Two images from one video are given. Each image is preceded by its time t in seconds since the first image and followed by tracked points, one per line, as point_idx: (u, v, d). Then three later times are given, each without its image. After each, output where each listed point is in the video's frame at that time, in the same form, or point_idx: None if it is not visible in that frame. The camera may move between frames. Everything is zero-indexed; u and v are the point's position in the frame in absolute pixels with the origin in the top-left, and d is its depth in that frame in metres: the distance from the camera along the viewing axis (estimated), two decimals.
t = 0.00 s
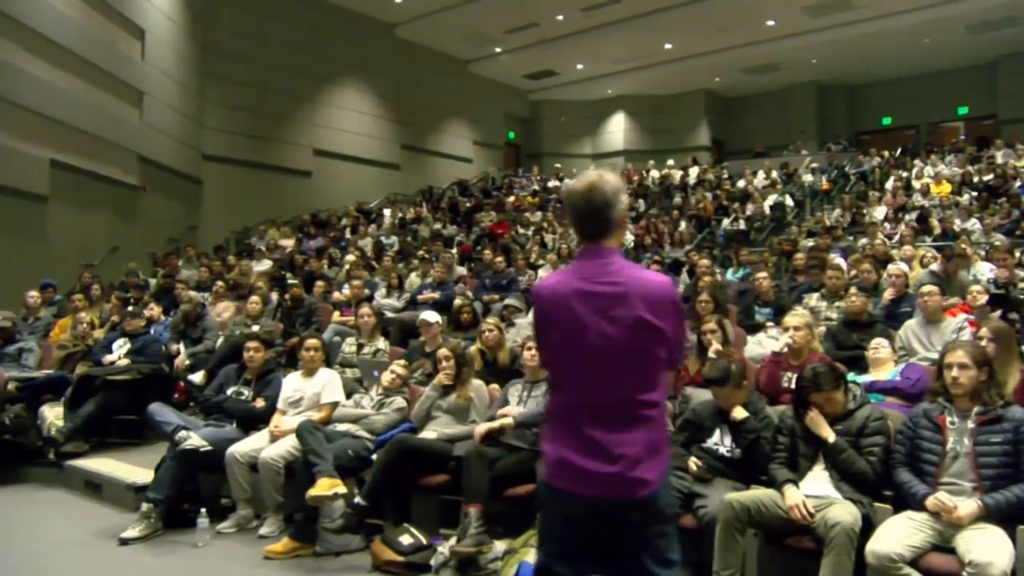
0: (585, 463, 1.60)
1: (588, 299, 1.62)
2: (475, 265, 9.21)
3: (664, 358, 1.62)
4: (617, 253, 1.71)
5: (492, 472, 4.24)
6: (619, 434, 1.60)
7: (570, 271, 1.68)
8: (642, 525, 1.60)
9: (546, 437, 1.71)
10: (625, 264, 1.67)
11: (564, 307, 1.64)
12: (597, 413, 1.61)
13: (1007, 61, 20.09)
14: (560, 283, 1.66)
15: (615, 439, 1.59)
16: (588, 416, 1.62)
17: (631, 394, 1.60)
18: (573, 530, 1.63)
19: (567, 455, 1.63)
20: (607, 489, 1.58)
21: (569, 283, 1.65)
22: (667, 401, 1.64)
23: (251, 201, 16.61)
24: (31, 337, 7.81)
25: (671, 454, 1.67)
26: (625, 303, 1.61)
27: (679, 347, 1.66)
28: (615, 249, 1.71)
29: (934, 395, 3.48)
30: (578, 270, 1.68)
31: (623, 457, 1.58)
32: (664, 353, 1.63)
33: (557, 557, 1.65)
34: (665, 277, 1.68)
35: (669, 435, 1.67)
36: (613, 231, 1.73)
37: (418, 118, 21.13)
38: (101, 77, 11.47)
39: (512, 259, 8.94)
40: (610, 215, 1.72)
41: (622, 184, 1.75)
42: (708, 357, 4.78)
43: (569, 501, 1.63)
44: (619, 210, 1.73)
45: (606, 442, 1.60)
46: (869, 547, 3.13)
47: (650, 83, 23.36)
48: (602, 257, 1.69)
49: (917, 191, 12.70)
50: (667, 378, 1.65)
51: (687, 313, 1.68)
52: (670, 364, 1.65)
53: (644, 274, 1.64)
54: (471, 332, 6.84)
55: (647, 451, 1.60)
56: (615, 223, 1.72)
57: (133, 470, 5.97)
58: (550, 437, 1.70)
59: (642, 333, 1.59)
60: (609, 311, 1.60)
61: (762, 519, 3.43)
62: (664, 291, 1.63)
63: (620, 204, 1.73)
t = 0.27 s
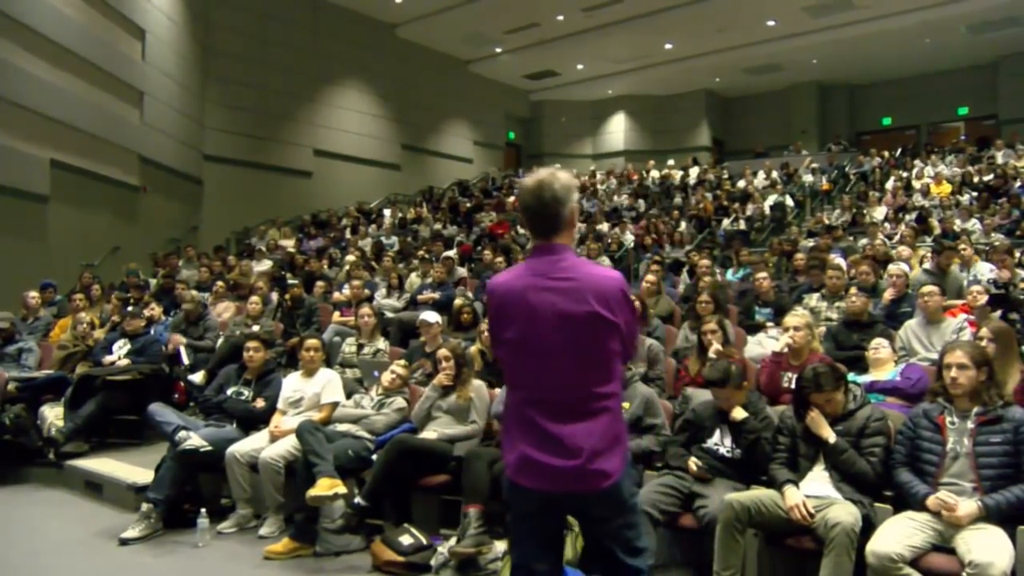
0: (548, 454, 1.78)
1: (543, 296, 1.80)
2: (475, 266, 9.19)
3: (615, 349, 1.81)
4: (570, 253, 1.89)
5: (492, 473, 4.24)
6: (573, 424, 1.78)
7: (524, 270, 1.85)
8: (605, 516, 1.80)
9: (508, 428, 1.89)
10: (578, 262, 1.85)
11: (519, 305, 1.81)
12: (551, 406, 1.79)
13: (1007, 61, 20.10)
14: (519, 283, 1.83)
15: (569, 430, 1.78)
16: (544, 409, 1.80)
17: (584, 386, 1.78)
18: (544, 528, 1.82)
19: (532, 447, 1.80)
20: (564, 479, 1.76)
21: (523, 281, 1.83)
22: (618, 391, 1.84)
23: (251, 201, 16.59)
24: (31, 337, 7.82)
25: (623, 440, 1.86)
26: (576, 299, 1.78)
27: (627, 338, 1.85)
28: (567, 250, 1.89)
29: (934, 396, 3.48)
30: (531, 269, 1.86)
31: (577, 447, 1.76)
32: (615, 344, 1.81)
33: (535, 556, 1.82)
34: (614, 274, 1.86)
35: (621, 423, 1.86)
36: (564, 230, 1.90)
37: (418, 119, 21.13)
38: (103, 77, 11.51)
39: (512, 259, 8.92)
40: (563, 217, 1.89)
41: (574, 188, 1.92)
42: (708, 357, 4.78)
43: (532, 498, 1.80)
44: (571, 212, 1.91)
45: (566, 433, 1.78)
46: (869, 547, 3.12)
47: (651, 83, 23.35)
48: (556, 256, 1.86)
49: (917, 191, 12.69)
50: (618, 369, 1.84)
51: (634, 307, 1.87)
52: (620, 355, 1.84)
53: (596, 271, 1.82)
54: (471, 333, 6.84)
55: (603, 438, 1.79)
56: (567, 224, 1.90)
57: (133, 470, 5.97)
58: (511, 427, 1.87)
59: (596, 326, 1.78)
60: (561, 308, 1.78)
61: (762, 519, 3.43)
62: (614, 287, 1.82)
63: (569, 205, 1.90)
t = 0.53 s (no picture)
0: (540, 454, 1.79)
1: (530, 297, 1.81)
2: (475, 266, 9.20)
3: (597, 345, 1.87)
4: (545, 253, 1.91)
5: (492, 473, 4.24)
6: (564, 421, 1.81)
7: (504, 273, 1.86)
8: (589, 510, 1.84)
9: (490, 432, 1.89)
10: (558, 261, 1.88)
11: (507, 307, 1.81)
12: (541, 406, 1.80)
13: (1005, 62, 20.13)
14: (503, 285, 1.83)
15: (559, 428, 1.80)
16: (534, 409, 1.81)
17: (573, 384, 1.82)
18: (532, 527, 1.82)
19: (521, 449, 1.80)
20: (558, 475, 1.79)
21: (507, 284, 1.83)
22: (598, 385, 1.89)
23: (250, 202, 16.59)
24: (30, 338, 7.83)
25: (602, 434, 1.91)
26: (563, 299, 1.81)
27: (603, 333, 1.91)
28: (543, 249, 1.91)
29: (933, 396, 3.49)
30: (511, 272, 1.86)
31: (569, 442, 1.80)
32: (597, 340, 1.87)
33: (524, 557, 1.81)
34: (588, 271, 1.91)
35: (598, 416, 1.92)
36: (537, 231, 1.93)
37: (417, 119, 21.14)
38: (103, 78, 11.52)
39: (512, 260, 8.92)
40: (538, 217, 1.92)
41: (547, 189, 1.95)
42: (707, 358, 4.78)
43: (521, 499, 1.80)
44: (545, 212, 1.94)
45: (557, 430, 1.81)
46: (869, 547, 3.12)
47: (650, 84, 23.37)
48: (535, 257, 1.88)
49: (916, 191, 12.71)
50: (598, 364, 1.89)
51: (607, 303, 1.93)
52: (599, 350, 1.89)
53: (577, 270, 1.87)
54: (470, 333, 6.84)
55: (590, 432, 1.83)
56: (542, 224, 1.93)
57: (132, 470, 5.97)
58: (495, 430, 1.86)
59: (582, 323, 1.82)
60: (549, 309, 1.80)
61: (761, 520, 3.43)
62: (594, 284, 1.87)
63: (543, 206, 1.93)
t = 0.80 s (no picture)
0: (539, 454, 1.80)
1: (529, 298, 1.81)
2: (475, 265, 9.20)
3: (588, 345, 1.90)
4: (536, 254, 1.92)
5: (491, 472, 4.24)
6: (560, 420, 1.83)
7: (500, 274, 1.85)
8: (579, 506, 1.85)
9: (481, 433, 1.87)
10: (551, 262, 1.89)
11: (506, 309, 1.80)
12: (539, 406, 1.81)
13: (1004, 62, 20.14)
14: (500, 286, 1.82)
15: (556, 428, 1.82)
16: (530, 409, 1.81)
17: (569, 382, 1.84)
18: (527, 525, 1.81)
19: (518, 449, 1.80)
20: (555, 474, 1.80)
21: (505, 285, 1.83)
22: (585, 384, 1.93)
23: (249, 201, 16.58)
24: (30, 337, 7.83)
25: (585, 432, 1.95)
26: (560, 299, 1.84)
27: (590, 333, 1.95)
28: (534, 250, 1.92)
29: (933, 396, 3.49)
30: (506, 273, 1.86)
31: (566, 441, 1.82)
32: (588, 340, 1.90)
33: (520, 556, 1.80)
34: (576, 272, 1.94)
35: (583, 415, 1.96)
36: (526, 232, 1.93)
37: (417, 118, 21.14)
38: (102, 78, 11.53)
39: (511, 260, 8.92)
40: (529, 218, 1.93)
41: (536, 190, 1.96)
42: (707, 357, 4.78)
43: (520, 498, 1.79)
44: (536, 213, 1.94)
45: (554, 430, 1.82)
46: (868, 547, 3.12)
47: (649, 84, 23.38)
48: (528, 259, 1.89)
49: (916, 191, 12.71)
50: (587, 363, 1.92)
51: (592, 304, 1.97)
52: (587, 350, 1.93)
53: (570, 271, 1.89)
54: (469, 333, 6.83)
55: (582, 430, 1.87)
56: (532, 225, 1.94)
57: (131, 469, 5.97)
58: (487, 433, 1.85)
59: (577, 324, 1.85)
60: (548, 309, 1.81)
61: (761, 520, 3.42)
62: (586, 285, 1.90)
63: (533, 208, 1.93)
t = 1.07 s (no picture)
0: (538, 451, 1.81)
1: (532, 297, 1.82)
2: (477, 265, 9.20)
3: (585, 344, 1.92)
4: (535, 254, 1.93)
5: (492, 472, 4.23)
6: (559, 418, 1.84)
7: (502, 272, 1.85)
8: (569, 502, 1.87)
9: (478, 431, 1.86)
10: (549, 262, 1.90)
11: (509, 307, 1.80)
12: (540, 404, 1.82)
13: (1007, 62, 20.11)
14: (503, 284, 1.82)
15: (556, 426, 1.83)
16: (531, 408, 1.82)
17: (567, 381, 1.86)
18: (524, 524, 1.81)
19: (518, 446, 1.80)
20: (554, 472, 1.81)
21: (507, 284, 1.82)
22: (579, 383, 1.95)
23: (250, 201, 16.58)
24: (34, 336, 7.84)
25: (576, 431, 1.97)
26: (561, 298, 1.85)
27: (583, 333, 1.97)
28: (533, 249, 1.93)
29: (935, 397, 3.49)
30: (506, 271, 1.86)
31: (565, 439, 1.83)
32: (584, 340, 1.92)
33: (518, 555, 1.79)
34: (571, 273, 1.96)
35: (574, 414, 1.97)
36: (524, 231, 1.93)
37: (419, 118, 21.15)
38: (105, 77, 11.54)
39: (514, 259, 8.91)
40: (528, 218, 1.93)
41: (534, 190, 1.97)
42: (709, 357, 4.78)
43: (520, 497, 1.79)
44: (534, 213, 1.95)
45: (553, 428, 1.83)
46: (870, 548, 3.12)
47: (652, 84, 23.37)
48: (529, 258, 1.89)
49: (919, 191, 12.69)
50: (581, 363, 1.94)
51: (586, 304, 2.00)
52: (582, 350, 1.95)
53: (569, 270, 1.90)
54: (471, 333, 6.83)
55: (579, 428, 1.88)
56: (531, 224, 1.94)
57: (134, 469, 5.97)
58: (485, 431, 1.85)
59: (577, 323, 1.87)
60: (549, 308, 1.83)
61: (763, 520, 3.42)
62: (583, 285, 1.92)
63: (532, 209, 1.94)
